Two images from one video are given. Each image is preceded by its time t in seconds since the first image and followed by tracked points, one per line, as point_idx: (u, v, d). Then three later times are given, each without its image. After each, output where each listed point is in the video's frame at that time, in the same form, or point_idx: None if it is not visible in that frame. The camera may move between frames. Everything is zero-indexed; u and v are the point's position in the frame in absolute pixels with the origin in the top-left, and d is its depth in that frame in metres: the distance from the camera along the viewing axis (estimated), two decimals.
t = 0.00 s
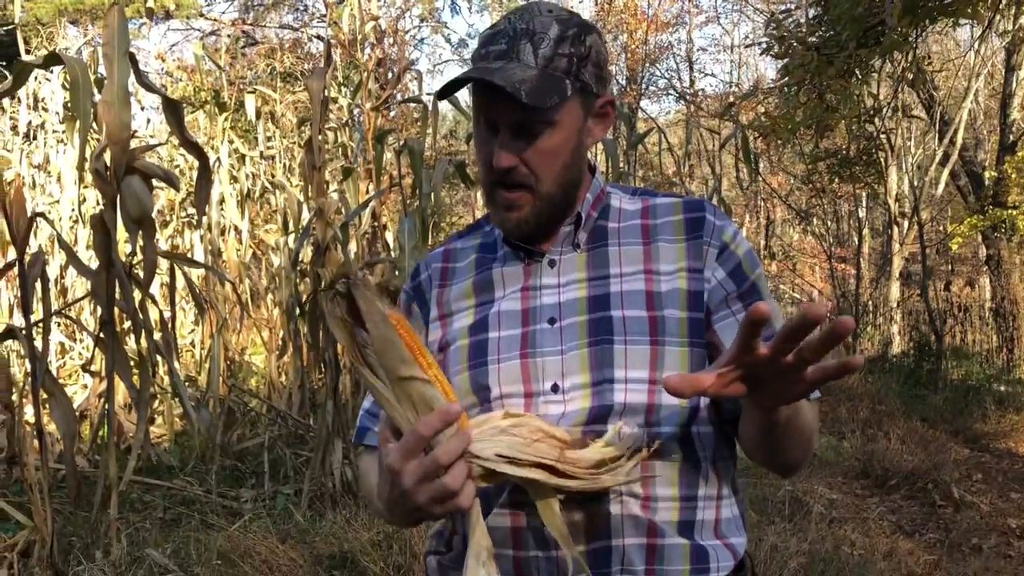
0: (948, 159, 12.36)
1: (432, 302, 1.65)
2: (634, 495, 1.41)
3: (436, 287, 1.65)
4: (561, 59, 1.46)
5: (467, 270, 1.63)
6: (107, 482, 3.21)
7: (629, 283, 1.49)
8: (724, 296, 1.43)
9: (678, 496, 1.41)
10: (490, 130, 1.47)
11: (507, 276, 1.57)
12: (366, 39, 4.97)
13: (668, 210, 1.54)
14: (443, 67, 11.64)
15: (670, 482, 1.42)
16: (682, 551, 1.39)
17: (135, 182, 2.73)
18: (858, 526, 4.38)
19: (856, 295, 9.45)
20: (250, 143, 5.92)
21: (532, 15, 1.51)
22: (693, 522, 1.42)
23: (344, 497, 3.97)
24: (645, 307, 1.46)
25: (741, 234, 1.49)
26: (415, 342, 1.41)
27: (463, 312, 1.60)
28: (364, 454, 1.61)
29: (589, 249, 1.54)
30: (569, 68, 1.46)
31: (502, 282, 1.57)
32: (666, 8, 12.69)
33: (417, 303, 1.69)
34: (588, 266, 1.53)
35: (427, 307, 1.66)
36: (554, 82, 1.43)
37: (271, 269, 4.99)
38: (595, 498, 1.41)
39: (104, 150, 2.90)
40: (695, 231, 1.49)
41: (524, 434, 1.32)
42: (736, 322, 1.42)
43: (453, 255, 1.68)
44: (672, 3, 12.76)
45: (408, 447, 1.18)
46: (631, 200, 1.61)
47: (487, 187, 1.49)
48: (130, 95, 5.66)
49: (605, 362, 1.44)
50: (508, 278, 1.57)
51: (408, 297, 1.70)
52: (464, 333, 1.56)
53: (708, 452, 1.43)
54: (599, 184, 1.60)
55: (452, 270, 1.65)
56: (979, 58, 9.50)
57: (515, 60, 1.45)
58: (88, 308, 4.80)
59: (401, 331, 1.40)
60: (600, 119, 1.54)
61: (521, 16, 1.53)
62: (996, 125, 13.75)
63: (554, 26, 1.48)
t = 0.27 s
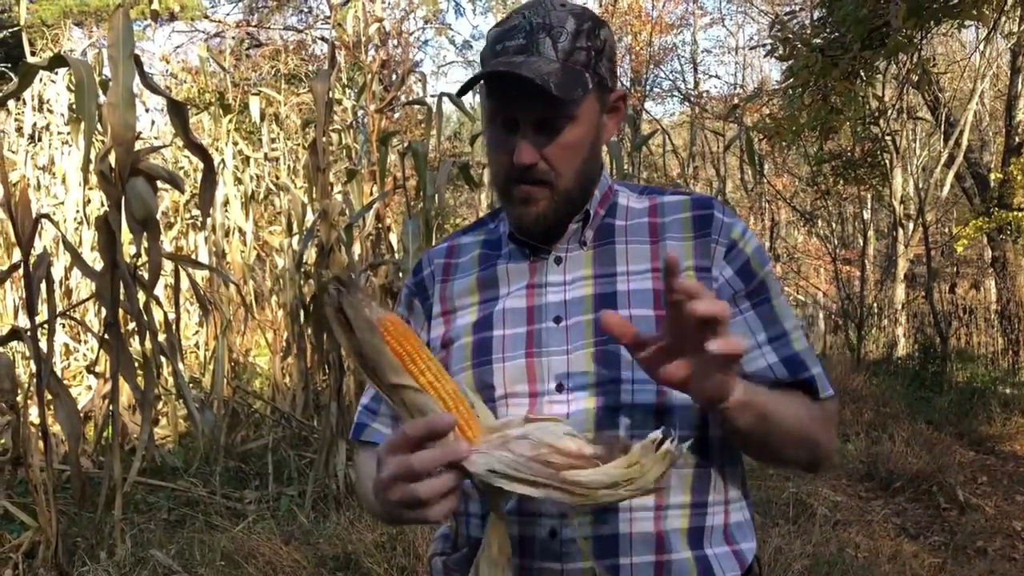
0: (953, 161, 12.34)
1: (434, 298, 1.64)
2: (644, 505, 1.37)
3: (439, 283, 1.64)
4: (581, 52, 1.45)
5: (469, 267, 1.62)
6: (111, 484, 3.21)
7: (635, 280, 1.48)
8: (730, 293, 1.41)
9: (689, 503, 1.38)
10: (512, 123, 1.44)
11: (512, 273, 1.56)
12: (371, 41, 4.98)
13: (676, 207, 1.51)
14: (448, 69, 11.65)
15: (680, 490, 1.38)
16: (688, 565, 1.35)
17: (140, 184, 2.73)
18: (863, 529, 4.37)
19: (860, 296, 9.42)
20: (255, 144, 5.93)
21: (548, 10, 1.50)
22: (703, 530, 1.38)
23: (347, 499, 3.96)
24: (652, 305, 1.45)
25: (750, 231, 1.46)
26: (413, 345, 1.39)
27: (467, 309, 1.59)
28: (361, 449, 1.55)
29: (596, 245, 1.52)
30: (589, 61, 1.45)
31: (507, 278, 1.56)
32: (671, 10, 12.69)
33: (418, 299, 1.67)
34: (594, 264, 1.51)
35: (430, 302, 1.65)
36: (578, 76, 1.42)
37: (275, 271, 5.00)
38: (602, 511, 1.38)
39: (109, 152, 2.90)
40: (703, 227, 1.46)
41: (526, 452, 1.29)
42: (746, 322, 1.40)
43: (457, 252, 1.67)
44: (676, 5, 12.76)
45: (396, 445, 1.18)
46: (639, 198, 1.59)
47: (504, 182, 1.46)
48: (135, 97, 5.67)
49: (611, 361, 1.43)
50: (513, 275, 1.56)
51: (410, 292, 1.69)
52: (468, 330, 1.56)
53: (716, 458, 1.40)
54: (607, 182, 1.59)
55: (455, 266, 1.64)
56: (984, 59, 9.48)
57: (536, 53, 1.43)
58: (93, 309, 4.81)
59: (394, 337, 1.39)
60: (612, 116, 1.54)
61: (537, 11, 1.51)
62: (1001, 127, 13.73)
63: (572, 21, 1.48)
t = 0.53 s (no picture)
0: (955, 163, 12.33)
1: (444, 297, 1.58)
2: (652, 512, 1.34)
3: (448, 281, 1.59)
4: (614, 54, 1.43)
5: (480, 266, 1.58)
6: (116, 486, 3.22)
7: (645, 286, 1.46)
8: (733, 300, 1.39)
9: (698, 509, 1.36)
10: (534, 116, 1.42)
11: (523, 275, 1.53)
12: (374, 43, 4.99)
13: (687, 214, 1.51)
14: (451, 71, 11.68)
15: (689, 496, 1.36)
16: (697, 572, 1.33)
17: (144, 187, 2.74)
18: (866, 531, 4.37)
19: (863, 298, 9.41)
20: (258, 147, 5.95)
21: (584, 6, 1.46)
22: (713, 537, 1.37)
23: (350, 501, 3.97)
24: (664, 311, 1.43)
25: (758, 239, 1.44)
26: (445, 330, 1.38)
27: (476, 308, 1.54)
28: (364, 446, 1.49)
29: (607, 250, 1.51)
30: (620, 64, 1.43)
31: (518, 280, 1.53)
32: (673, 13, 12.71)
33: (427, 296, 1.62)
34: (606, 269, 1.50)
35: (438, 301, 1.59)
36: (609, 77, 1.40)
37: (279, 273, 5.02)
38: (613, 516, 1.36)
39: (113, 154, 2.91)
40: (711, 235, 1.45)
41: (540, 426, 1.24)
42: (738, 327, 1.38)
43: (467, 250, 1.62)
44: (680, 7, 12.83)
45: (417, 422, 1.21)
46: (652, 205, 1.58)
47: (522, 176, 1.44)
48: (139, 99, 5.70)
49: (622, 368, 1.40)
50: (523, 277, 1.53)
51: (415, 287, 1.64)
52: (478, 331, 1.51)
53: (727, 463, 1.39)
54: (620, 186, 1.57)
55: (467, 265, 1.59)
56: (987, 62, 9.47)
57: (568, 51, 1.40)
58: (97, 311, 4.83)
59: (429, 321, 1.40)
60: (634, 119, 1.52)
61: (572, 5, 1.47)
62: (1004, 129, 13.73)
63: (609, 20, 1.44)
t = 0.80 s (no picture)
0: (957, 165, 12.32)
1: (447, 298, 1.58)
2: (655, 520, 1.35)
3: (452, 282, 1.59)
4: (619, 60, 1.43)
5: (484, 267, 1.58)
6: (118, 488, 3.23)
7: (648, 292, 1.46)
8: (739, 308, 1.40)
9: (700, 517, 1.36)
10: (538, 119, 1.42)
11: (526, 279, 1.53)
12: (376, 46, 5.00)
13: (692, 221, 1.51)
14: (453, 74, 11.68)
15: (690, 503, 1.36)
16: None
17: (147, 190, 2.75)
18: (868, 534, 4.36)
19: (865, 300, 9.41)
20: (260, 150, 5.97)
21: (589, 12, 1.46)
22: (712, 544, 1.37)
23: (352, 503, 3.97)
24: (667, 317, 1.43)
25: (763, 247, 1.45)
26: (456, 326, 1.39)
27: (479, 310, 1.54)
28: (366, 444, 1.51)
29: (611, 255, 1.51)
30: (625, 71, 1.43)
31: (521, 283, 1.53)
32: (675, 15, 12.71)
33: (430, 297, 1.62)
34: (609, 274, 1.49)
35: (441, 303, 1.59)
36: (612, 82, 1.40)
37: (281, 276, 5.02)
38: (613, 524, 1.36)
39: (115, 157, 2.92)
40: (716, 242, 1.46)
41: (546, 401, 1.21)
42: (745, 336, 1.39)
43: (470, 251, 1.62)
44: (682, 10, 12.84)
45: (431, 410, 1.20)
46: (656, 210, 1.57)
47: (525, 183, 1.44)
48: (141, 102, 5.71)
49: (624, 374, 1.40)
50: (526, 280, 1.53)
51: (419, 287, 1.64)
52: (481, 334, 1.51)
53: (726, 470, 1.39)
54: (626, 190, 1.57)
55: (470, 265, 1.59)
56: (989, 64, 9.46)
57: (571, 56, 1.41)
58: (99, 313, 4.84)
59: (442, 318, 1.41)
60: (640, 125, 1.52)
61: (576, 10, 1.48)
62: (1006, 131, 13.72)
63: (615, 26, 1.44)
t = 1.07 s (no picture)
0: (958, 166, 12.31)
1: (445, 299, 1.58)
2: (648, 524, 1.34)
3: (449, 283, 1.59)
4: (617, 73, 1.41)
5: (480, 268, 1.58)
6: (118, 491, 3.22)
7: (643, 296, 1.44)
8: (740, 313, 1.39)
9: (696, 522, 1.35)
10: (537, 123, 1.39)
11: (522, 281, 1.51)
12: (377, 48, 5.01)
13: (689, 224, 1.49)
14: (453, 76, 11.68)
15: (685, 509, 1.35)
16: None
17: (148, 192, 2.75)
18: (869, 535, 4.36)
19: (866, 302, 9.40)
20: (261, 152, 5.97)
21: (583, 22, 1.44)
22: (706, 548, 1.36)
23: (353, 505, 3.97)
24: (661, 322, 1.41)
25: (762, 251, 1.44)
26: (430, 323, 1.41)
27: (476, 312, 1.54)
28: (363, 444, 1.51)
29: (608, 258, 1.48)
30: (621, 83, 1.41)
31: (516, 286, 1.51)
32: (675, 17, 12.71)
33: (427, 297, 1.62)
34: (605, 277, 1.47)
35: (437, 306, 1.59)
36: (608, 96, 1.39)
37: (282, 278, 5.02)
38: (606, 528, 1.35)
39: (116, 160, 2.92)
40: (715, 246, 1.44)
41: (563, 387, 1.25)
42: (748, 342, 1.39)
43: (467, 252, 1.62)
44: (682, 11, 12.84)
45: (422, 408, 1.19)
46: (654, 211, 1.55)
47: (522, 196, 1.41)
48: (142, 105, 5.71)
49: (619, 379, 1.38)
50: (521, 283, 1.51)
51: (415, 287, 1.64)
52: (476, 337, 1.51)
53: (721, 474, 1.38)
54: (623, 192, 1.54)
55: (467, 267, 1.59)
56: (989, 65, 9.46)
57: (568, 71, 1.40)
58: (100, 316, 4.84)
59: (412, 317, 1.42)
60: (637, 136, 1.49)
61: (572, 19, 1.45)
62: (1007, 132, 13.72)
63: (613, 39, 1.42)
